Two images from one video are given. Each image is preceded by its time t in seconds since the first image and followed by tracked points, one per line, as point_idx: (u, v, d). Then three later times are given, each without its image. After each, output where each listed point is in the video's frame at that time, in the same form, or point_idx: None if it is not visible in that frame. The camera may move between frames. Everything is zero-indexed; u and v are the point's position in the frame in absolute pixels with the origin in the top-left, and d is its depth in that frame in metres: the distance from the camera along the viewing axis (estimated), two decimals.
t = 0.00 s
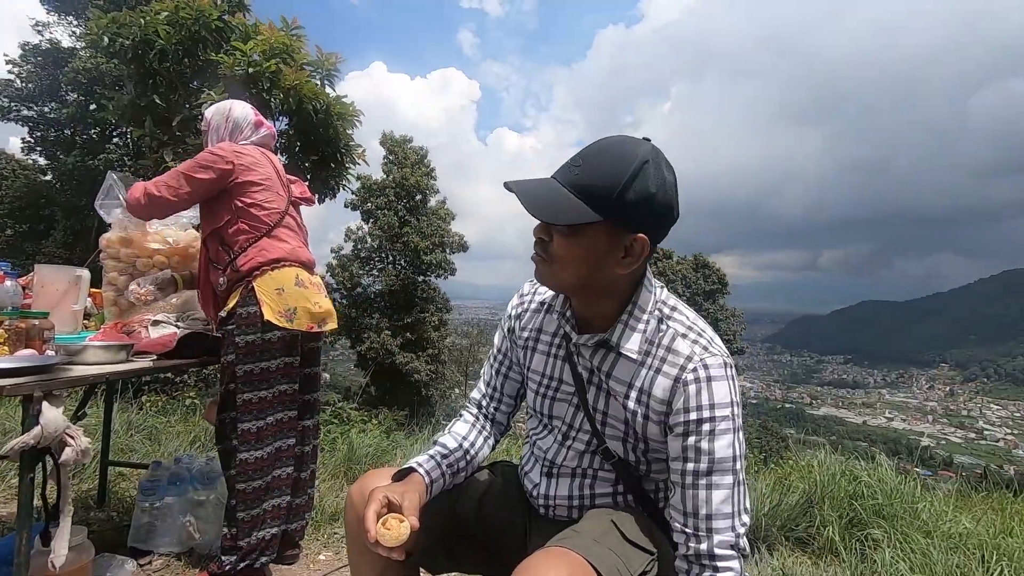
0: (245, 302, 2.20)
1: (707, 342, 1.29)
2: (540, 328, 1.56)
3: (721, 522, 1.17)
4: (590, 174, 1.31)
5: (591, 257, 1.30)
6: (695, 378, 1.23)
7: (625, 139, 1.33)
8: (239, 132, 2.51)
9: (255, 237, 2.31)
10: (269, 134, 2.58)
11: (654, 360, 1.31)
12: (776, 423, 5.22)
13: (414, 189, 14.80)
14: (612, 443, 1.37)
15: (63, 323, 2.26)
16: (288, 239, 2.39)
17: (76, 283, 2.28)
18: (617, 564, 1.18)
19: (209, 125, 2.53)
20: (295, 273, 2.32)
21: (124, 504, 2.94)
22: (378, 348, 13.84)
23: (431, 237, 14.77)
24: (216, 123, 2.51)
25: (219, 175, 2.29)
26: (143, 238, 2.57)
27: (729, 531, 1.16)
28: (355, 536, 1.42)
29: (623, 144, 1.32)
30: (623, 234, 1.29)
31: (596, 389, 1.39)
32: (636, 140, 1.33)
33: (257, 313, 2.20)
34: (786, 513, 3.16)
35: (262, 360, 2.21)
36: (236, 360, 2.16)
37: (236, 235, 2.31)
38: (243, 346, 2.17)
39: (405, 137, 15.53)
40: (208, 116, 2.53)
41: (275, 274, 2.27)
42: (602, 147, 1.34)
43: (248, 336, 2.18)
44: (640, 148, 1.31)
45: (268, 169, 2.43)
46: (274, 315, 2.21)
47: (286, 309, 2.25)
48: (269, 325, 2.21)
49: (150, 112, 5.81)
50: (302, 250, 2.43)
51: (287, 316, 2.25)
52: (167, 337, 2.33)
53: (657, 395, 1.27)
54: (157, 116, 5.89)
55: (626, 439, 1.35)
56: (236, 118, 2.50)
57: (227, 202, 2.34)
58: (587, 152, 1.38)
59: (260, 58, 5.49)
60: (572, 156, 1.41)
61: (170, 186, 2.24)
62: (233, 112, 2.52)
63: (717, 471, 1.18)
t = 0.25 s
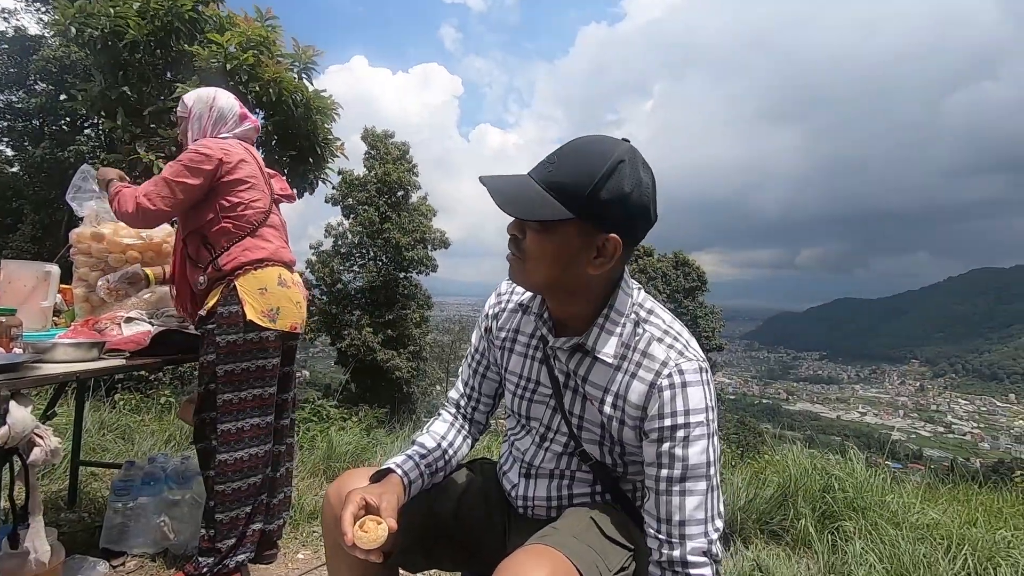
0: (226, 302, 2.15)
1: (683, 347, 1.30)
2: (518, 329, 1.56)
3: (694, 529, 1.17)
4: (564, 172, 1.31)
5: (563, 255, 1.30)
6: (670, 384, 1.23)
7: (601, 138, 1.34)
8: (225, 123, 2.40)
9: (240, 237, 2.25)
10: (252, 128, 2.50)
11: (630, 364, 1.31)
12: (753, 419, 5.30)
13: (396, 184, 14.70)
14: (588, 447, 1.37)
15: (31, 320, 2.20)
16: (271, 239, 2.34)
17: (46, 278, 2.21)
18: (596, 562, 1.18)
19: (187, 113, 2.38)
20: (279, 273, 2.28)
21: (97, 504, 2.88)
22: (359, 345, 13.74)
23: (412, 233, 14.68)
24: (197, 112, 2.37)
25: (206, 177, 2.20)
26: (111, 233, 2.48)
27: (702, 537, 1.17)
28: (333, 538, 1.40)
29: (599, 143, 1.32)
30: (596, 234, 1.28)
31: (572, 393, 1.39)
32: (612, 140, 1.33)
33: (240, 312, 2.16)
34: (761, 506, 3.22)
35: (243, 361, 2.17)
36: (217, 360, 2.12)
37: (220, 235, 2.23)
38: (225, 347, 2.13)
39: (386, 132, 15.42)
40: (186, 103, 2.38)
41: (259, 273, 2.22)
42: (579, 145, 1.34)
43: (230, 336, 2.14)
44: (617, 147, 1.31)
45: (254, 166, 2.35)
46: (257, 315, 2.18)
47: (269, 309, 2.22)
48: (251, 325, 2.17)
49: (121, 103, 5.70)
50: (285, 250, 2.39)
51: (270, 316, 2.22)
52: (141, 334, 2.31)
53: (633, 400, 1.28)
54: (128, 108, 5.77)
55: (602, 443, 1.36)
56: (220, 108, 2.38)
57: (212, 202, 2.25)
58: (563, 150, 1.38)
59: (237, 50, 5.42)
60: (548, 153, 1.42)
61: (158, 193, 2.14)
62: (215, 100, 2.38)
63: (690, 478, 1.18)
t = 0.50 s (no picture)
0: (218, 301, 2.10)
1: (666, 351, 1.30)
2: (499, 328, 1.55)
3: (675, 534, 1.18)
4: (546, 168, 1.31)
5: (545, 254, 1.30)
6: (652, 390, 1.23)
7: (587, 136, 1.34)
8: (209, 109, 2.28)
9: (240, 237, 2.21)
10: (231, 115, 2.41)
11: (613, 367, 1.31)
12: (730, 416, 5.38)
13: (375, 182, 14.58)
14: (570, 449, 1.38)
15: None
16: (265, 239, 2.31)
17: (14, 273, 2.16)
18: (581, 556, 1.19)
19: (166, 101, 2.23)
20: (269, 272, 2.26)
21: (67, 505, 2.80)
22: (338, 344, 13.62)
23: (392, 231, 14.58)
24: (178, 99, 2.23)
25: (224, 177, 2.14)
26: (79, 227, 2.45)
27: (682, 544, 1.18)
28: (315, 538, 1.39)
29: (584, 141, 1.33)
30: (579, 234, 1.29)
31: (554, 395, 1.39)
32: (597, 137, 1.34)
33: (232, 311, 2.11)
34: (738, 500, 3.26)
35: (234, 360, 2.12)
36: (207, 359, 2.07)
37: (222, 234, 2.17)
38: (215, 346, 2.08)
39: (365, 129, 15.30)
40: (163, 90, 2.22)
41: (252, 273, 2.20)
42: (564, 143, 1.34)
43: (221, 335, 2.09)
44: (602, 144, 1.32)
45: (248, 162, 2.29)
46: (250, 314, 2.14)
47: (261, 308, 2.18)
48: (243, 324, 2.13)
49: (91, 96, 5.56)
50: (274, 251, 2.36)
51: (262, 315, 2.18)
52: (114, 330, 2.28)
53: (615, 404, 1.28)
54: (99, 100, 5.63)
55: (584, 446, 1.36)
56: (201, 94, 2.26)
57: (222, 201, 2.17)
58: (547, 146, 1.38)
59: (211, 42, 5.31)
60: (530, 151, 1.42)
61: (194, 206, 2.03)
62: (195, 86, 2.27)
63: (671, 484, 1.19)
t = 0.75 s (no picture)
0: (216, 298, 2.06)
1: (665, 350, 1.30)
2: (495, 324, 1.54)
3: (671, 534, 1.19)
4: (553, 161, 1.31)
5: (549, 248, 1.30)
6: (652, 390, 1.24)
7: (593, 131, 1.35)
8: (188, 101, 2.15)
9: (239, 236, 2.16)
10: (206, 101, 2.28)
11: (612, 367, 1.31)
12: (718, 415, 5.41)
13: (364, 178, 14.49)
14: (567, 448, 1.37)
15: None
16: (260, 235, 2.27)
17: None
18: (577, 554, 1.19)
19: (141, 94, 2.07)
20: (264, 269, 2.24)
21: (50, 502, 2.76)
22: (326, 341, 13.53)
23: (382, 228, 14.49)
24: (155, 92, 2.08)
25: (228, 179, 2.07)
26: (65, 220, 2.33)
27: (678, 544, 1.18)
28: (307, 539, 1.37)
29: (592, 136, 1.33)
30: (585, 228, 1.29)
31: (551, 394, 1.39)
32: (602, 133, 1.34)
33: (229, 308, 2.08)
34: (726, 498, 3.29)
35: (230, 358, 2.09)
36: (203, 356, 2.04)
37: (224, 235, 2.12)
38: (212, 343, 2.05)
39: (355, 126, 15.21)
40: (136, 82, 2.05)
41: (248, 269, 2.17)
42: (571, 138, 1.34)
43: (218, 333, 2.06)
44: (609, 140, 1.32)
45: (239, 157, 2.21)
46: (248, 312, 2.10)
47: (257, 305, 2.16)
48: (240, 321, 2.10)
49: (75, 88, 5.47)
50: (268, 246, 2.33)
51: (258, 312, 2.15)
52: (101, 325, 2.28)
53: (614, 403, 1.28)
54: (84, 92, 5.54)
55: (581, 445, 1.36)
56: (178, 84, 2.13)
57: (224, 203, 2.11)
58: (550, 141, 1.38)
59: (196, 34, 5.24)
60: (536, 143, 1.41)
61: (214, 221, 1.98)
62: (170, 76, 2.12)
63: (669, 484, 1.20)
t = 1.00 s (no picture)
0: (200, 292, 2.02)
1: (659, 348, 1.31)
2: (489, 321, 1.54)
3: (661, 531, 1.19)
4: (552, 158, 1.30)
5: (548, 244, 1.29)
6: (646, 386, 1.24)
7: (592, 127, 1.34)
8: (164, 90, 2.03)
9: (226, 230, 2.10)
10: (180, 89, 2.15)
11: (606, 363, 1.31)
12: (704, 414, 5.46)
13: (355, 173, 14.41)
14: (559, 444, 1.37)
15: None
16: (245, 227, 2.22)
17: None
18: (568, 552, 1.19)
19: (113, 87, 1.94)
20: (251, 262, 2.21)
21: (30, 495, 2.71)
22: (313, 336, 13.46)
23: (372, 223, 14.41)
24: (128, 84, 1.95)
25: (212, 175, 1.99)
26: (48, 207, 2.28)
27: (668, 540, 1.19)
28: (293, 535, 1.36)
29: (591, 132, 1.33)
30: (585, 224, 1.28)
31: (544, 392, 1.38)
32: (601, 129, 1.34)
33: (215, 301, 2.04)
34: (711, 497, 3.31)
35: (215, 352, 2.07)
36: (188, 351, 2.01)
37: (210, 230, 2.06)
38: (197, 338, 2.01)
39: (346, 119, 15.13)
40: (106, 74, 1.91)
41: (234, 262, 2.13)
42: (570, 135, 1.34)
43: (203, 327, 2.03)
44: (608, 137, 1.32)
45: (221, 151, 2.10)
46: (236, 307, 2.08)
47: (245, 299, 2.13)
48: (225, 315, 2.07)
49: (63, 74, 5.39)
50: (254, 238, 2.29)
51: (246, 306, 2.13)
52: (84, 317, 2.27)
53: (608, 400, 1.28)
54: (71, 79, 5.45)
55: (573, 442, 1.36)
56: (151, 73, 2.00)
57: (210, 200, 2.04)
58: (549, 138, 1.38)
59: (190, 23, 5.17)
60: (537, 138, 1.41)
61: (191, 228, 1.90)
62: (142, 65, 1.98)
63: (661, 480, 1.20)
